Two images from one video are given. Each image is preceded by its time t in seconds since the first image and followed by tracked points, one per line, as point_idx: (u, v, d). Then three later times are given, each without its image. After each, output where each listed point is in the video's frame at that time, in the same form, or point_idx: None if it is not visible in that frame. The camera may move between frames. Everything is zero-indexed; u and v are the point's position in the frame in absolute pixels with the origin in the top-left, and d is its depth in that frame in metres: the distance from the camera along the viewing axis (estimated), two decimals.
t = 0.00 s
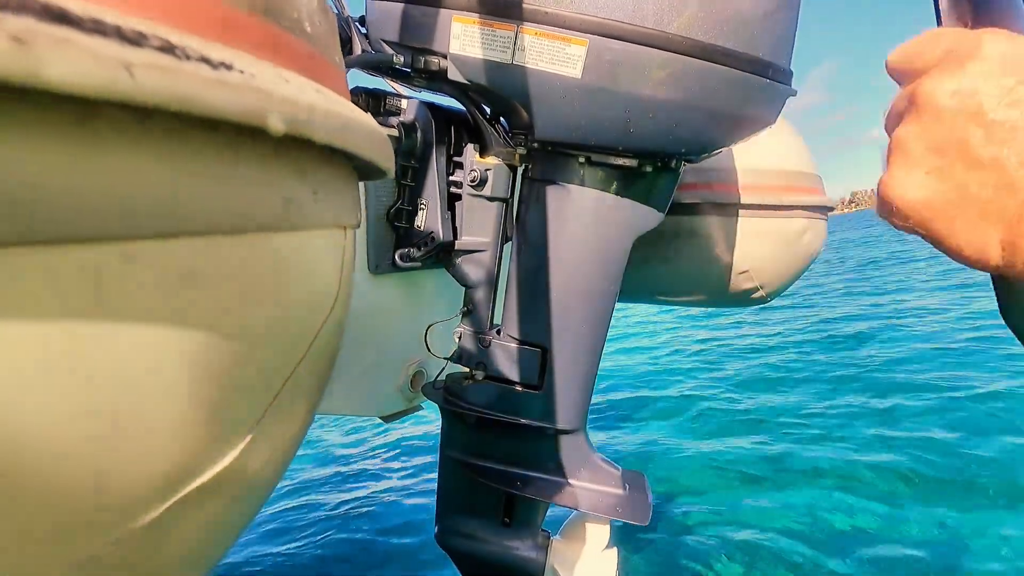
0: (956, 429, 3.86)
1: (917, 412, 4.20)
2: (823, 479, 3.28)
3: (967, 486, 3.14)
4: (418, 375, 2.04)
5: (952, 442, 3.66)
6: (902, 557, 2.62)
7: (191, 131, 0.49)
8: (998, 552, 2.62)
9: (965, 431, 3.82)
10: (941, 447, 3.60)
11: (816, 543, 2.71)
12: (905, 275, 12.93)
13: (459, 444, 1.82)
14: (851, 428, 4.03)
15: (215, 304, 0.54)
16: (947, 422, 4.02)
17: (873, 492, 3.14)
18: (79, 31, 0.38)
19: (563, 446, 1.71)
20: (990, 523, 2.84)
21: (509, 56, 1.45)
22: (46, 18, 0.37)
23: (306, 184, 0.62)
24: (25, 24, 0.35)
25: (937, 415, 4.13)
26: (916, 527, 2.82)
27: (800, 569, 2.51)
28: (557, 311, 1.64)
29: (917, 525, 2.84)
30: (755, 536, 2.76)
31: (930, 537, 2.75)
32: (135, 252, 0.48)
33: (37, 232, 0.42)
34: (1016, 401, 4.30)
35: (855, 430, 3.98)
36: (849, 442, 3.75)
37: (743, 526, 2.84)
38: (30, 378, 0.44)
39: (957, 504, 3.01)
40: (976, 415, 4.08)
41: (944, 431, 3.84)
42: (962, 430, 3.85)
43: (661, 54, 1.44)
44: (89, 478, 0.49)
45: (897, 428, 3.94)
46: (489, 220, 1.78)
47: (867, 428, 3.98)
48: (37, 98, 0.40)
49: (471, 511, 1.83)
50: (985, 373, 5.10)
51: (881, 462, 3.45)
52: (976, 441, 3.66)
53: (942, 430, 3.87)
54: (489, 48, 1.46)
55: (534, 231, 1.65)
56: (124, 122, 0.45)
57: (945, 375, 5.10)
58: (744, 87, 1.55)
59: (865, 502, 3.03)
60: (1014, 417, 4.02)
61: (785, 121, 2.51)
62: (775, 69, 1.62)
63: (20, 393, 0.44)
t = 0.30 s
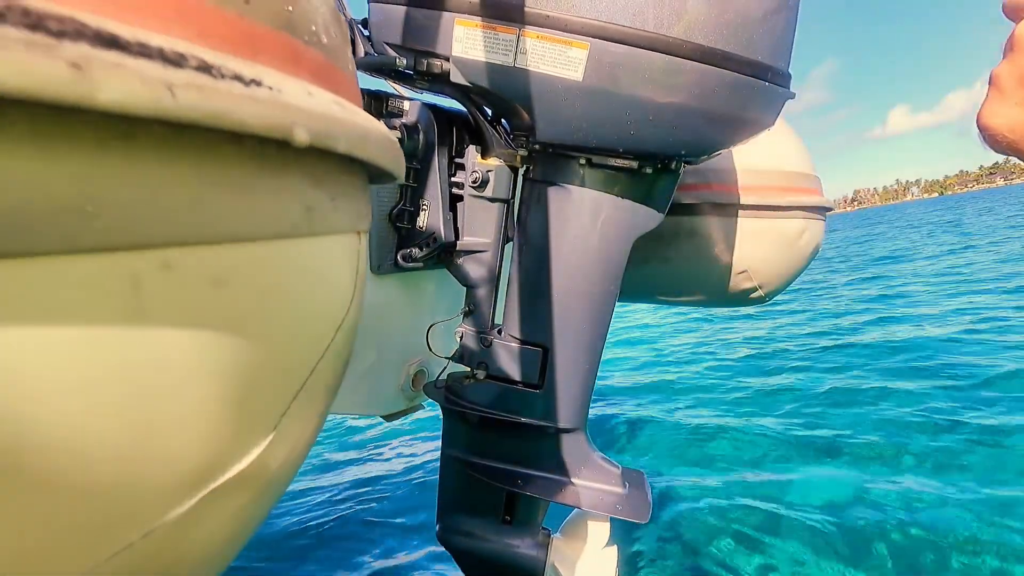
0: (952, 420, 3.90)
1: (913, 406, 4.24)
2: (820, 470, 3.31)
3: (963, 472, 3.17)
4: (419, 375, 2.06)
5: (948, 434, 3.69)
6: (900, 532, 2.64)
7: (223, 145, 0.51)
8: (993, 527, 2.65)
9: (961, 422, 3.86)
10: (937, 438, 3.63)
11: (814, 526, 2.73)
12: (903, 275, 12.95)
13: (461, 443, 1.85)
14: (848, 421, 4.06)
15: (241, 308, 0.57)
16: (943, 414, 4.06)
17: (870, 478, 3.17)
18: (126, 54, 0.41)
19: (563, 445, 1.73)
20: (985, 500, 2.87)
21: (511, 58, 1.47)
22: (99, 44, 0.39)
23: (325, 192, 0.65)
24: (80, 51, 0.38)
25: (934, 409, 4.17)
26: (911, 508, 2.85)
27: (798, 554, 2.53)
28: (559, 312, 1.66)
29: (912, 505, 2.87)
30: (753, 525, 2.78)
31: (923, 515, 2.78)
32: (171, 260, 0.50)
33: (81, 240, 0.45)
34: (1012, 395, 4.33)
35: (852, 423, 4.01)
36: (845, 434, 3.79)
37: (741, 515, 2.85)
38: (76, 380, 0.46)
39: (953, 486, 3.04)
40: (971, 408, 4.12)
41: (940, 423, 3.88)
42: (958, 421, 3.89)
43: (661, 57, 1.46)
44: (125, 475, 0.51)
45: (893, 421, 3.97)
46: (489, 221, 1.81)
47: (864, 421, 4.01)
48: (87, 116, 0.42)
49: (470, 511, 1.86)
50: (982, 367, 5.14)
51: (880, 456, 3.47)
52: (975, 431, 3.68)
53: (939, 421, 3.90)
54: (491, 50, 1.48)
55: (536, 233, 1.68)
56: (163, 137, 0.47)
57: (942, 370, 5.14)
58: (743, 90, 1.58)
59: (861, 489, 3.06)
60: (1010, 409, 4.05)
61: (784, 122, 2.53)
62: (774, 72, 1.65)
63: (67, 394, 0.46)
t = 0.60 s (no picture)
0: (955, 424, 3.87)
1: (915, 409, 4.21)
2: (821, 474, 3.28)
3: (966, 476, 3.14)
4: (419, 375, 2.04)
5: (950, 438, 3.67)
6: (900, 543, 2.61)
7: (198, 134, 0.49)
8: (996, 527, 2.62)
9: (964, 426, 3.83)
10: (940, 441, 3.60)
11: (815, 533, 2.70)
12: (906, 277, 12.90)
13: (460, 444, 1.83)
14: (850, 423, 4.03)
15: (221, 305, 0.55)
16: (945, 417, 4.03)
17: (872, 481, 3.15)
18: (89, 36, 0.39)
19: (563, 446, 1.71)
20: (988, 506, 2.84)
21: (510, 57, 1.45)
22: (56, 23, 0.37)
23: (310, 186, 0.63)
24: (36, 29, 0.36)
25: (936, 412, 4.14)
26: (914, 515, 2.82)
27: (798, 561, 2.51)
28: (558, 311, 1.64)
29: (914, 510, 2.85)
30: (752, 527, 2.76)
31: (925, 521, 2.76)
32: (145, 255, 0.48)
33: (48, 233, 0.43)
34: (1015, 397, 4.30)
35: (854, 426, 3.99)
36: (847, 436, 3.76)
37: (741, 518, 2.84)
38: (42, 377, 0.44)
39: (956, 491, 3.01)
40: (974, 410, 4.09)
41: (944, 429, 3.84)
42: (961, 425, 3.86)
43: (661, 54, 1.44)
44: (98, 478, 0.49)
45: (895, 425, 3.95)
46: (489, 221, 1.78)
47: (865, 424, 3.99)
48: (52, 102, 0.41)
49: (470, 511, 1.84)
50: (985, 369, 5.10)
51: (882, 457, 3.45)
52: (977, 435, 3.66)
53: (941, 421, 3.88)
54: (490, 49, 1.46)
55: (535, 232, 1.65)
56: (134, 124, 0.45)
57: (944, 372, 5.10)
58: (744, 88, 1.56)
59: (863, 490, 3.03)
60: (1014, 411, 4.02)
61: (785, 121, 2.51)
62: (775, 70, 1.63)
63: (32, 392, 0.44)
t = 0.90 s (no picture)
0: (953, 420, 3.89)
1: (913, 408, 4.23)
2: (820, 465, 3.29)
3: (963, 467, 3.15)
4: (419, 375, 2.05)
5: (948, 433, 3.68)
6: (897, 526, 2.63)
7: (211, 139, 0.50)
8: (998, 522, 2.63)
9: (961, 424, 3.84)
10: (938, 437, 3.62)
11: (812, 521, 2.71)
12: (905, 278, 12.92)
13: (460, 443, 1.84)
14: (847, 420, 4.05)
15: (230, 308, 0.56)
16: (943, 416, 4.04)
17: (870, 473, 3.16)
18: (109, 44, 0.40)
19: (564, 446, 1.72)
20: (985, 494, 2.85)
21: (510, 58, 1.46)
22: (78, 33, 0.38)
23: (317, 189, 0.64)
24: (59, 39, 0.37)
25: (934, 411, 4.15)
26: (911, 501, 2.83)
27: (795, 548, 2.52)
28: (558, 311, 1.65)
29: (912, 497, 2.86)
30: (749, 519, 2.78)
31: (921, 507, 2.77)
32: (158, 257, 0.49)
33: (62, 236, 0.44)
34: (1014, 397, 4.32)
35: (852, 422, 4.00)
36: (845, 434, 3.77)
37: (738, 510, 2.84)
38: (60, 378, 0.45)
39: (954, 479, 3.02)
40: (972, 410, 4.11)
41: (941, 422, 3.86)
42: (958, 422, 3.87)
43: (661, 55, 1.45)
44: (112, 475, 0.50)
45: (893, 421, 3.96)
46: (489, 221, 1.79)
47: (864, 421, 4.01)
48: (68, 108, 0.41)
49: (469, 511, 1.85)
50: (984, 371, 5.12)
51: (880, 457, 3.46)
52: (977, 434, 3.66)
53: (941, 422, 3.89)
54: (491, 50, 1.47)
55: (536, 232, 1.66)
56: (148, 130, 0.46)
57: (943, 374, 5.12)
58: (743, 88, 1.57)
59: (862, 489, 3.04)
60: (1012, 411, 4.03)
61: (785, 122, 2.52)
62: (775, 71, 1.64)
63: (51, 392, 0.45)
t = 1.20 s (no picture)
0: (955, 425, 3.87)
1: (913, 411, 4.22)
2: (822, 473, 3.28)
3: (964, 475, 3.14)
4: (418, 375, 2.05)
5: (948, 437, 3.68)
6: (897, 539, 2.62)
7: (205, 135, 0.50)
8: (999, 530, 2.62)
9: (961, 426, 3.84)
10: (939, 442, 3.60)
11: (812, 529, 2.71)
12: (906, 279, 12.89)
13: (460, 444, 1.83)
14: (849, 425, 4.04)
15: (224, 307, 0.55)
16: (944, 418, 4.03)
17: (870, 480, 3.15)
18: (98, 39, 0.39)
19: (564, 446, 1.71)
20: (986, 502, 2.85)
21: (510, 57, 1.45)
22: (66, 27, 0.38)
23: (314, 187, 0.63)
24: (46, 32, 0.36)
25: (935, 413, 4.15)
26: (911, 510, 2.82)
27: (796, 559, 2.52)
28: (558, 311, 1.64)
29: (911, 503, 2.86)
30: (749, 524, 2.77)
31: (921, 515, 2.77)
32: (150, 255, 0.48)
33: (53, 233, 0.43)
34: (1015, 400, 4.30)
35: (852, 426, 3.99)
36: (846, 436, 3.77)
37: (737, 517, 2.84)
38: (50, 378, 0.44)
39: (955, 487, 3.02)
40: (973, 413, 4.10)
41: (942, 427, 3.85)
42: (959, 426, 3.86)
43: (661, 55, 1.45)
44: (104, 477, 0.50)
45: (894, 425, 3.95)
46: (489, 221, 1.79)
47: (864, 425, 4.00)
48: (58, 104, 0.41)
49: (469, 510, 1.84)
50: (985, 373, 5.11)
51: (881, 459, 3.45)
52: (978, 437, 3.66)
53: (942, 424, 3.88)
54: (491, 49, 1.46)
55: (536, 232, 1.66)
56: (140, 127, 0.45)
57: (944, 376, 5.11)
58: (743, 88, 1.56)
59: (863, 491, 3.03)
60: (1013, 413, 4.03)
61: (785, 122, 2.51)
62: (775, 70, 1.63)
63: (40, 393, 0.44)
